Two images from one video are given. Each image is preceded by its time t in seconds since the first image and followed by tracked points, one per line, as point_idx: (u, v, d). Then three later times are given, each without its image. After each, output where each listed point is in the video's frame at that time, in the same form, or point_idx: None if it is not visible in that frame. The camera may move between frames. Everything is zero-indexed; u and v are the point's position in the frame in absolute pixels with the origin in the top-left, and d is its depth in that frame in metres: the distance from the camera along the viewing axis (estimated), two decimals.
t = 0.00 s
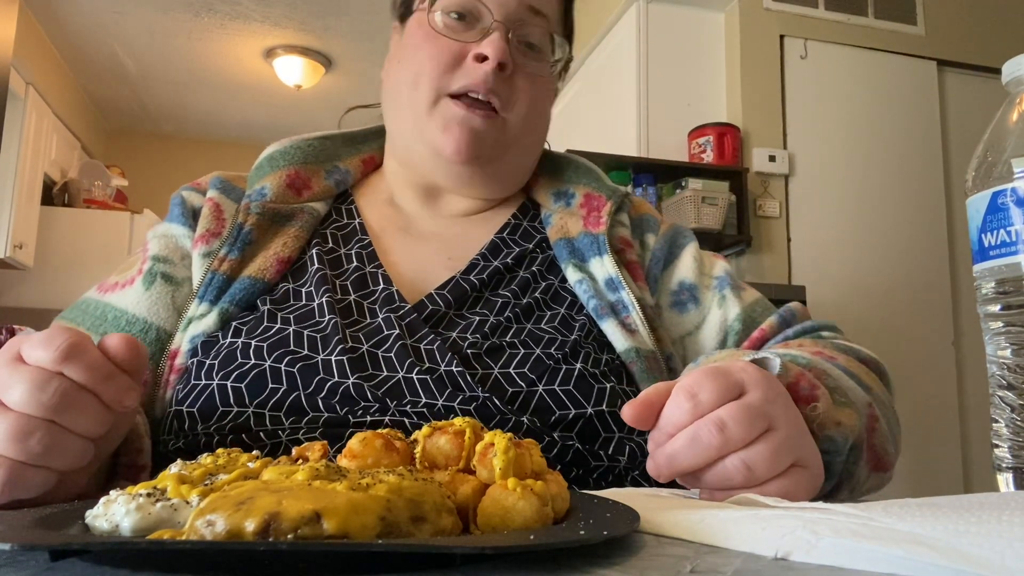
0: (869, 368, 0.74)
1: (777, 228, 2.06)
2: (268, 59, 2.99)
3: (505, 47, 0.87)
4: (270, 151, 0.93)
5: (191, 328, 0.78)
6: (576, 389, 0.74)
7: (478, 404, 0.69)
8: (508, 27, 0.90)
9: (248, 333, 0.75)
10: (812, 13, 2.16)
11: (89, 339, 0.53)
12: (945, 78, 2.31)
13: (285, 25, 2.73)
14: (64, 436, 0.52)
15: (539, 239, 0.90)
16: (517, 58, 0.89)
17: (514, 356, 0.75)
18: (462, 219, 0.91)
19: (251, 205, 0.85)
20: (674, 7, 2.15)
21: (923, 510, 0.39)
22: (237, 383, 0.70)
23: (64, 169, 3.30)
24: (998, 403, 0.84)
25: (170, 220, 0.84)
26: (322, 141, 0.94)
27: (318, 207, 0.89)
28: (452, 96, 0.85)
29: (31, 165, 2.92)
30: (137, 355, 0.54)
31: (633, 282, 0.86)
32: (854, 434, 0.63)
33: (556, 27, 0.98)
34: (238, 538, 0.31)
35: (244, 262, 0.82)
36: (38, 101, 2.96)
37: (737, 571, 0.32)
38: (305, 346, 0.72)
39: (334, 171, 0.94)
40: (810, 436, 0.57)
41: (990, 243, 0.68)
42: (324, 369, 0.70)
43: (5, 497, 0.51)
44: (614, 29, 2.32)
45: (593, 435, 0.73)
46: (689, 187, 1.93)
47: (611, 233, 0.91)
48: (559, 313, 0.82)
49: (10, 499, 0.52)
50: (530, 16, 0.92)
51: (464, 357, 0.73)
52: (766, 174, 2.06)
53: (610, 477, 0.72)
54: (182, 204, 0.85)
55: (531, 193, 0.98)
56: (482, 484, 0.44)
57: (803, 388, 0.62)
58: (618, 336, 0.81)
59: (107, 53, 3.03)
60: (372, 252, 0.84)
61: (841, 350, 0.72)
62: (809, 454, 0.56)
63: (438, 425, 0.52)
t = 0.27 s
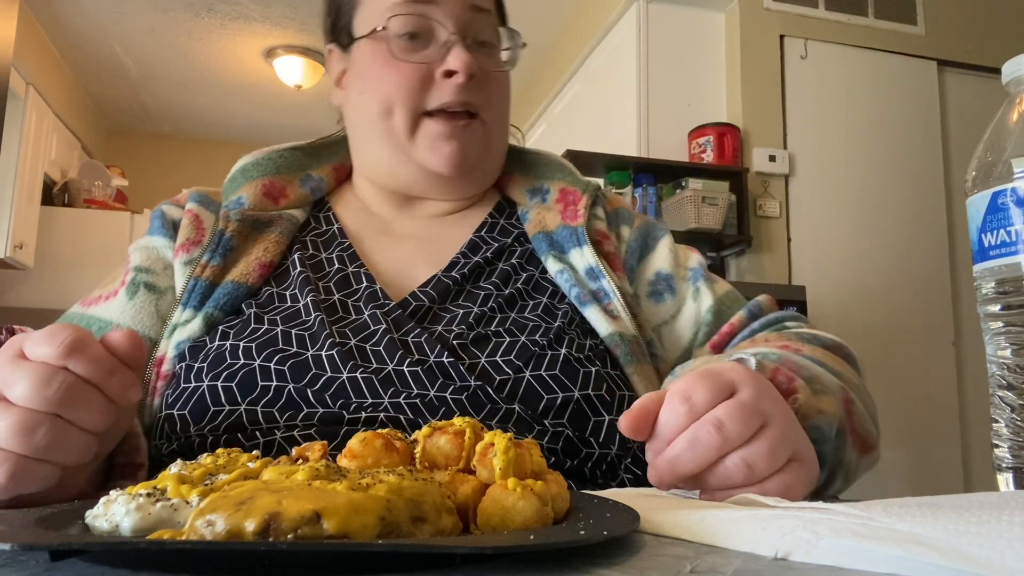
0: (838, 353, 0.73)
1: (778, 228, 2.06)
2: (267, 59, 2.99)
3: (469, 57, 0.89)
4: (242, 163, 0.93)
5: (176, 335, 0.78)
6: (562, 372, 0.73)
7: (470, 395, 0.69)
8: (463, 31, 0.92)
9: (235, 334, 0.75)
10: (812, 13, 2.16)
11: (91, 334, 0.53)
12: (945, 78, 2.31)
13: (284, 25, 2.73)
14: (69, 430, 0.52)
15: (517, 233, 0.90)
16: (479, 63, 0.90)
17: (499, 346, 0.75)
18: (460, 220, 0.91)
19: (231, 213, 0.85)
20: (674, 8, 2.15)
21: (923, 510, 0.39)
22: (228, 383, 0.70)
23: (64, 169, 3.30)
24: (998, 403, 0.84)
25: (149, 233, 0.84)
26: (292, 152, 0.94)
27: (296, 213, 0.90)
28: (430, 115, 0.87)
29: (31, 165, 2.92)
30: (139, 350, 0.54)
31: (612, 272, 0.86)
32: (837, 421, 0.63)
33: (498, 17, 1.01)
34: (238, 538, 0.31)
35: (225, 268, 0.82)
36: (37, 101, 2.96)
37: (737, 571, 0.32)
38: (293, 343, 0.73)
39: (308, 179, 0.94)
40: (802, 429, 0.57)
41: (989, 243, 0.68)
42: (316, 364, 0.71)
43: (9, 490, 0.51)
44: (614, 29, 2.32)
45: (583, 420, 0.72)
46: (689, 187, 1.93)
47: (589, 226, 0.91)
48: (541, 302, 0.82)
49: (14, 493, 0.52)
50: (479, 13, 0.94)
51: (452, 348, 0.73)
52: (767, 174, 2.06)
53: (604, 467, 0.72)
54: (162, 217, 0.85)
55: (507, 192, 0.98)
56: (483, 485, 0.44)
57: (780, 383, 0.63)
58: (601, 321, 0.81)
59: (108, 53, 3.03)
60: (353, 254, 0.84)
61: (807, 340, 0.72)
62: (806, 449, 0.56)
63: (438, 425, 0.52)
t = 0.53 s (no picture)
0: (810, 343, 0.73)
1: (778, 227, 2.06)
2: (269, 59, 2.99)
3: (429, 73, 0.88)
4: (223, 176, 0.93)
5: (170, 335, 0.78)
6: (547, 362, 0.73)
7: (461, 382, 0.70)
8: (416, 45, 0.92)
9: (230, 334, 0.75)
10: (813, 13, 2.16)
11: (94, 332, 0.53)
12: (947, 78, 2.31)
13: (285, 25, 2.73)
14: (71, 428, 0.52)
15: (499, 233, 0.90)
16: (439, 76, 0.90)
17: (486, 338, 0.75)
18: (456, 222, 0.92)
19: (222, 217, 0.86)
20: (675, 8, 2.15)
21: (923, 510, 0.39)
22: (223, 380, 0.70)
23: (65, 170, 3.30)
24: (998, 403, 0.84)
25: (142, 242, 0.85)
26: (271, 162, 0.95)
27: (283, 219, 0.90)
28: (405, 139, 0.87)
29: (32, 165, 2.93)
30: (140, 349, 0.54)
31: (594, 267, 0.86)
32: (817, 407, 0.62)
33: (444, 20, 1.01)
34: (239, 538, 0.31)
35: (218, 269, 0.82)
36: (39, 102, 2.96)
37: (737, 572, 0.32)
38: (287, 340, 0.73)
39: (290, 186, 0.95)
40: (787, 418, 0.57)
41: (990, 243, 0.68)
42: (311, 361, 0.71)
43: (12, 487, 0.51)
44: (615, 28, 2.32)
45: (570, 409, 0.72)
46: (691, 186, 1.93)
47: (570, 223, 0.91)
48: (524, 297, 0.82)
49: (16, 491, 0.52)
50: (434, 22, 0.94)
51: (442, 341, 0.73)
52: (768, 174, 2.06)
53: (593, 454, 0.71)
54: (153, 226, 0.86)
55: (488, 195, 0.97)
56: (483, 485, 0.44)
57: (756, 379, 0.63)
58: (583, 313, 0.81)
59: (109, 53, 3.03)
60: (342, 260, 0.84)
61: (776, 333, 0.71)
62: (795, 439, 0.56)
63: (438, 425, 0.52)
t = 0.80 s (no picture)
0: (808, 345, 0.73)
1: (778, 227, 2.06)
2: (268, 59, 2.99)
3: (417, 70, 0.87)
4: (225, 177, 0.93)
5: (173, 336, 0.78)
6: (550, 364, 0.73)
7: (462, 383, 0.70)
8: (405, 43, 0.90)
9: (232, 335, 0.75)
10: (813, 13, 2.16)
11: (96, 333, 0.53)
12: (946, 78, 2.31)
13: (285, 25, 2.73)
14: (72, 429, 0.52)
15: (501, 235, 0.90)
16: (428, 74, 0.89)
17: (488, 340, 0.75)
18: (457, 222, 0.92)
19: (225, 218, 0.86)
20: (675, 7, 2.15)
21: (923, 510, 0.39)
22: (225, 381, 0.71)
23: (65, 169, 3.30)
24: (998, 403, 0.84)
25: (145, 243, 0.85)
26: (274, 163, 0.95)
27: (285, 220, 0.90)
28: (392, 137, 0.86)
29: (32, 165, 2.92)
30: (142, 350, 0.54)
31: (594, 267, 0.86)
32: (816, 406, 0.62)
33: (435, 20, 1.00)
34: (238, 539, 0.31)
35: (221, 271, 0.82)
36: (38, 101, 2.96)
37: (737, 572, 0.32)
38: (290, 342, 0.73)
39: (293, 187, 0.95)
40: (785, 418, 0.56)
41: (990, 243, 0.68)
42: (313, 363, 0.71)
43: (12, 488, 0.51)
44: (614, 28, 2.32)
45: (572, 412, 0.72)
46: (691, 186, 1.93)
47: (571, 224, 0.91)
48: (525, 298, 0.82)
49: (17, 491, 0.52)
50: (424, 22, 0.93)
51: (443, 342, 0.73)
52: (767, 174, 2.06)
53: (594, 455, 0.71)
54: (156, 226, 0.86)
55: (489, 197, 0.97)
56: (483, 485, 0.44)
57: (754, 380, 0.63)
58: (584, 315, 0.81)
59: (109, 53, 3.03)
60: (343, 260, 0.84)
61: (775, 335, 0.71)
62: (792, 437, 0.56)
63: (438, 425, 0.52)
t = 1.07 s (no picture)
0: (820, 352, 0.73)
1: (778, 227, 2.06)
2: (268, 58, 2.99)
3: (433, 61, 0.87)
4: (234, 174, 0.93)
5: (179, 337, 0.78)
6: (558, 368, 0.73)
7: (467, 387, 0.70)
8: (421, 36, 0.90)
9: (239, 336, 0.75)
10: (812, 13, 2.16)
11: (95, 334, 0.53)
12: (946, 78, 2.31)
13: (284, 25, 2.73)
14: (71, 431, 0.52)
15: (511, 235, 0.90)
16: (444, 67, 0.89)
17: (496, 343, 0.75)
18: (460, 221, 0.92)
19: (233, 218, 0.86)
20: (674, 8, 2.15)
21: (922, 510, 0.39)
22: (230, 383, 0.70)
23: (64, 169, 3.30)
24: (998, 403, 0.84)
25: (153, 240, 0.85)
26: (283, 161, 0.95)
27: (294, 220, 0.90)
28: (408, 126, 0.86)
29: (31, 165, 2.92)
30: (142, 351, 0.55)
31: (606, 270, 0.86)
32: (826, 413, 0.62)
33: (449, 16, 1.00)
34: (238, 539, 0.31)
35: (228, 272, 0.82)
36: (38, 101, 2.96)
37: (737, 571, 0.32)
38: (295, 343, 0.73)
39: (301, 186, 0.95)
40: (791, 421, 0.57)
41: (989, 243, 0.68)
42: (318, 366, 0.71)
43: (11, 490, 0.51)
44: (614, 28, 2.32)
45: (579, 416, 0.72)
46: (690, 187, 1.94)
47: (583, 226, 0.91)
48: (536, 302, 0.82)
49: (15, 493, 0.51)
50: (440, 16, 0.93)
51: (450, 344, 0.73)
52: (767, 174, 2.06)
53: (599, 457, 0.71)
54: (164, 224, 0.86)
55: (500, 197, 0.98)
56: (482, 484, 0.44)
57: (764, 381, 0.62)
58: (595, 319, 0.81)
59: (108, 53, 3.03)
60: (350, 261, 0.84)
61: (789, 340, 0.72)
62: (795, 440, 0.56)
63: (437, 425, 0.52)
